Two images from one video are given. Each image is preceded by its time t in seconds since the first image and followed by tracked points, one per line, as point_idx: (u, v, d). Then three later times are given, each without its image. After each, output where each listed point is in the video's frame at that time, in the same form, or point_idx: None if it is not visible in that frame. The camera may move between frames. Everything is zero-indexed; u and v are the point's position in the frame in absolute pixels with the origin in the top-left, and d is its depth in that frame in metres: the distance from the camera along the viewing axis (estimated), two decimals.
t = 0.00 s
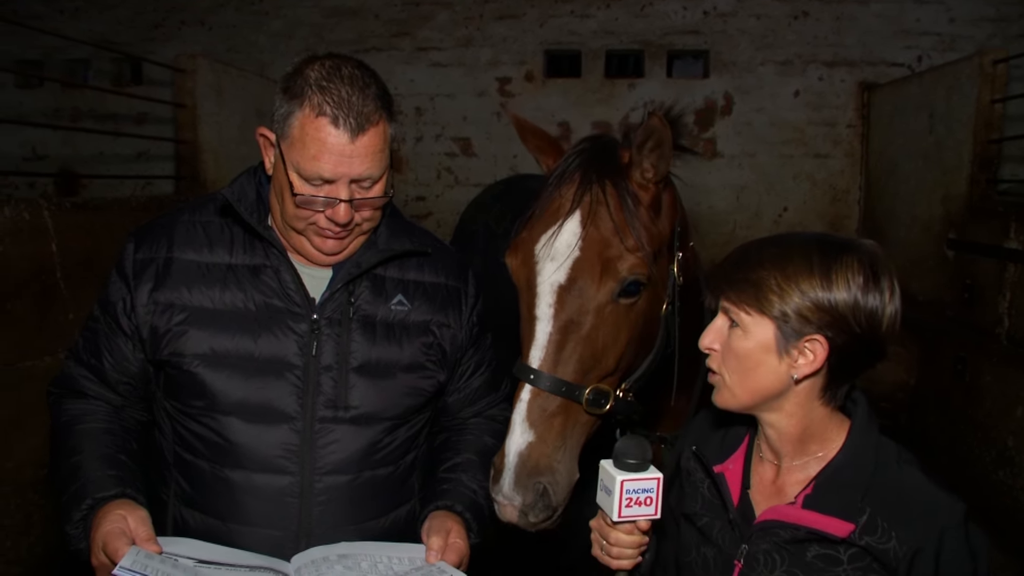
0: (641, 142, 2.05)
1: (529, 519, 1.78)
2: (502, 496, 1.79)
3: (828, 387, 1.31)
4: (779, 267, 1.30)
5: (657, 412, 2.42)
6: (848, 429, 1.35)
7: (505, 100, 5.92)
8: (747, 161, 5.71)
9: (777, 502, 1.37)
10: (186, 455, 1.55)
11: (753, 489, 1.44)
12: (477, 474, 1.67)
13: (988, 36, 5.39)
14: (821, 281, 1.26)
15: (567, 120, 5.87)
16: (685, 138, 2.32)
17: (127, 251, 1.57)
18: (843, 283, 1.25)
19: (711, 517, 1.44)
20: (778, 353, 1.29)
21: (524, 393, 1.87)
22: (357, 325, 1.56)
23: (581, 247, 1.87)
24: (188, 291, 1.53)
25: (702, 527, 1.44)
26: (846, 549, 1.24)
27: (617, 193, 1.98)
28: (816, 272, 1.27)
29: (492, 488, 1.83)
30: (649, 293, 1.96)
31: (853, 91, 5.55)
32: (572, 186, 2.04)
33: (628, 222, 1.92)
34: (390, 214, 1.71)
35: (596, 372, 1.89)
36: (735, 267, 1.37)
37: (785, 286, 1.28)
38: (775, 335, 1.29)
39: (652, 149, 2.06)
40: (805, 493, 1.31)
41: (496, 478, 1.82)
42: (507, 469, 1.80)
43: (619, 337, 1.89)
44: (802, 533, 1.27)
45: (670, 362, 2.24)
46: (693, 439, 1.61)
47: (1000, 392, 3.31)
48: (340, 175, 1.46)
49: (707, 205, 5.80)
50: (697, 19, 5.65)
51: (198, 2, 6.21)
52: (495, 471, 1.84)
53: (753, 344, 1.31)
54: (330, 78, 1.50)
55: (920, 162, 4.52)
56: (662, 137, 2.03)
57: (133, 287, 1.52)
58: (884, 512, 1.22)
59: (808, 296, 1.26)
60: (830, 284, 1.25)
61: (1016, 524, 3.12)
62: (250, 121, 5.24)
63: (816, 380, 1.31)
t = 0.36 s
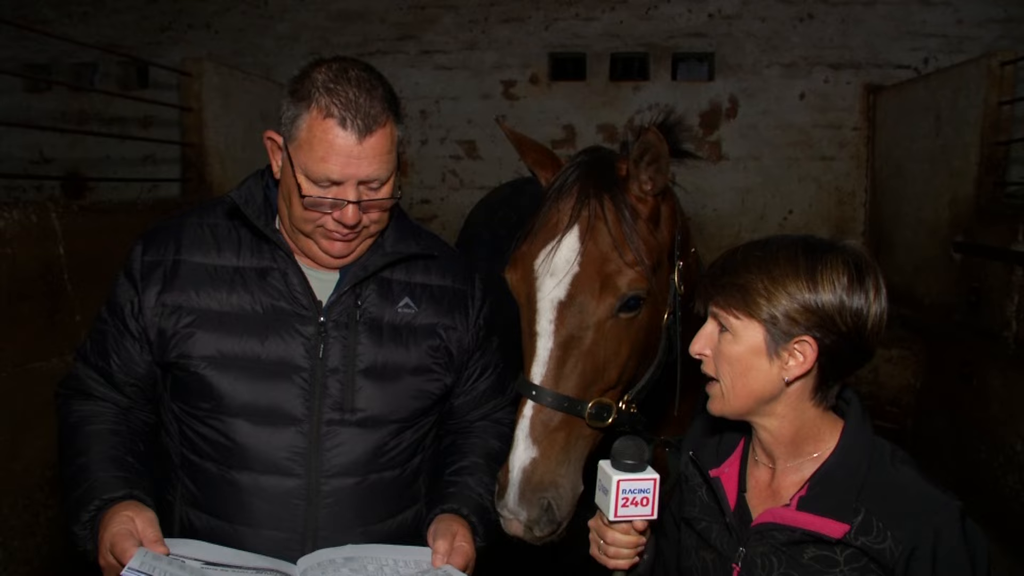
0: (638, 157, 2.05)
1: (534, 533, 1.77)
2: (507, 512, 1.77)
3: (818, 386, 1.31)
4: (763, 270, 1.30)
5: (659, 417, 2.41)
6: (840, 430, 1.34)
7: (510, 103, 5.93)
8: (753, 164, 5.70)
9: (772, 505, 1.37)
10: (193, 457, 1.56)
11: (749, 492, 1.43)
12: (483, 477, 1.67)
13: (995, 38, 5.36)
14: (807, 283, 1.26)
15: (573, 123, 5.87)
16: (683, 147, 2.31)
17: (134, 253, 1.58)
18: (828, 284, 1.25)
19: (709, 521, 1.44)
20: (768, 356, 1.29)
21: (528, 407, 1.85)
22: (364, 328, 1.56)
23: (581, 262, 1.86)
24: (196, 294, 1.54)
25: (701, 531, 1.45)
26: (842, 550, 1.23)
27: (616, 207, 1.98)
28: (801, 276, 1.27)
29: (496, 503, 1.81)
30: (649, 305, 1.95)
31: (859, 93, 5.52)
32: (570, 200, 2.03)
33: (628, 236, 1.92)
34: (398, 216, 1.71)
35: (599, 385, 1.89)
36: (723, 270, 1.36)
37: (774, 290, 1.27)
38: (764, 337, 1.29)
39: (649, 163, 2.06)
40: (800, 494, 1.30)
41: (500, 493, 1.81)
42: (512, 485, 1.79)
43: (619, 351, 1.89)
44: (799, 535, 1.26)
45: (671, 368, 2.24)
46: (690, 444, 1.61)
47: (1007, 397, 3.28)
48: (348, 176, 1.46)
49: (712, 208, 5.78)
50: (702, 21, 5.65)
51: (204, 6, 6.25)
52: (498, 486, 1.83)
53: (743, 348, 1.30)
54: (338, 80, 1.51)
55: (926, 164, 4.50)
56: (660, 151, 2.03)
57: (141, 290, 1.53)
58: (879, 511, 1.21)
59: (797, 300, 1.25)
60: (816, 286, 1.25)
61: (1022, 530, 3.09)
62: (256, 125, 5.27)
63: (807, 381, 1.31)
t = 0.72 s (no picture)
0: (651, 171, 2.06)
1: (557, 545, 1.84)
2: (531, 524, 1.84)
3: (828, 389, 1.32)
4: (780, 268, 1.30)
5: (667, 421, 2.40)
6: (850, 432, 1.34)
7: (519, 106, 5.94)
8: (762, 167, 5.69)
9: (783, 506, 1.37)
10: (205, 459, 1.56)
11: (760, 494, 1.42)
12: (495, 481, 1.66)
13: (1007, 40, 5.34)
14: (822, 286, 1.26)
15: (582, 126, 5.87)
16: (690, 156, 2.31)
17: (147, 255, 1.59)
18: (843, 289, 1.25)
19: (719, 522, 1.43)
20: (780, 356, 1.29)
21: (546, 423, 1.87)
22: (376, 330, 1.56)
23: (595, 277, 1.86)
24: (208, 296, 1.54)
25: (710, 533, 1.43)
26: (854, 550, 1.23)
27: (627, 220, 1.98)
28: (818, 277, 1.27)
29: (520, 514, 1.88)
30: (662, 317, 1.96)
31: (869, 96, 5.51)
32: (580, 213, 2.03)
33: (640, 248, 1.92)
34: (410, 219, 1.71)
35: (616, 397, 1.91)
36: (738, 269, 1.36)
37: (787, 290, 1.28)
38: (777, 337, 1.29)
39: (662, 177, 2.08)
40: (811, 494, 1.29)
41: (523, 505, 1.87)
42: (535, 499, 1.83)
43: (634, 363, 1.90)
44: (810, 535, 1.26)
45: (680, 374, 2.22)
46: (698, 445, 1.57)
47: (1020, 400, 3.26)
48: (363, 175, 1.46)
49: (721, 210, 5.77)
50: (712, 24, 5.64)
51: (216, 10, 6.27)
52: (521, 498, 1.89)
53: (756, 346, 1.31)
54: (350, 79, 1.52)
55: (938, 167, 4.48)
56: (672, 167, 2.04)
57: (153, 292, 1.54)
58: (891, 511, 1.21)
59: (811, 301, 1.26)
60: (831, 289, 1.26)
61: None
62: (266, 128, 5.28)
63: (817, 382, 1.31)
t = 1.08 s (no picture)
0: (663, 161, 2.04)
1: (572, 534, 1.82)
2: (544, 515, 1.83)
3: (861, 393, 1.40)
4: (823, 270, 1.38)
5: (675, 422, 2.35)
6: (878, 438, 1.42)
7: (528, 111, 5.94)
8: (772, 171, 5.68)
9: (813, 510, 1.42)
10: (214, 464, 1.56)
11: (789, 499, 1.46)
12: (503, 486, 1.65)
13: (1016, 45, 5.33)
14: (864, 290, 1.34)
15: (591, 131, 5.87)
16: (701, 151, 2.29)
17: (158, 260, 1.59)
18: (883, 295, 1.33)
19: (744, 529, 1.47)
20: (816, 357, 1.37)
21: (561, 413, 1.89)
22: (385, 334, 1.57)
23: (608, 267, 1.86)
24: (219, 300, 1.54)
25: (734, 539, 1.47)
26: (887, 553, 1.29)
27: (640, 209, 1.97)
28: (859, 282, 1.35)
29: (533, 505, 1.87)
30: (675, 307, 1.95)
31: (878, 101, 5.51)
32: (593, 205, 2.01)
33: (653, 237, 1.92)
34: (420, 224, 1.71)
35: (628, 388, 1.91)
36: (777, 270, 1.44)
37: (829, 292, 1.36)
38: (814, 338, 1.37)
39: (673, 168, 2.06)
40: (844, 498, 1.36)
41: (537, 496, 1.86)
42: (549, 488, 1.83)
43: (647, 355, 1.89)
44: (844, 538, 1.31)
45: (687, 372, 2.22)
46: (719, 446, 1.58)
47: None
48: (374, 166, 1.47)
49: (731, 215, 5.75)
50: (721, 29, 5.64)
51: (225, 16, 6.30)
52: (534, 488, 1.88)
53: (792, 346, 1.38)
54: (357, 74, 1.54)
55: (948, 172, 4.46)
56: (685, 156, 2.02)
57: (164, 296, 1.54)
58: (924, 515, 1.27)
59: (852, 304, 1.34)
60: (871, 294, 1.34)
61: None
62: (276, 133, 5.30)
63: (851, 387, 1.39)
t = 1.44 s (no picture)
0: (672, 160, 2.06)
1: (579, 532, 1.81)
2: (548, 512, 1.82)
3: (877, 399, 1.41)
4: (847, 276, 1.40)
5: (683, 426, 2.34)
6: (892, 442, 1.44)
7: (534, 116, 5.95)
8: (779, 176, 5.66)
9: (829, 513, 1.43)
10: (220, 468, 1.56)
11: (804, 503, 1.47)
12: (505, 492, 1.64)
13: None
14: (887, 297, 1.35)
15: (598, 137, 5.88)
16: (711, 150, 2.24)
17: (166, 266, 1.60)
18: (906, 303, 1.34)
19: (758, 533, 1.47)
20: (835, 362, 1.39)
21: (565, 410, 1.88)
22: (391, 340, 1.57)
23: (617, 265, 1.85)
24: (226, 305, 1.55)
25: (748, 543, 1.47)
26: (905, 555, 1.30)
27: (650, 208, 1.96)
28: (882, 289, 1.36)
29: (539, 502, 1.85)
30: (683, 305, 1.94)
31: (886, 105, 5.49)
32: (604, 203, 2.01)
33: (663, 235, 1.91)
34: (425, 230, 1.71)
35: (635, 386, 1.89)
36: (800, 273, 1.46)
37: (852, 297, 1.37)
38: (834, 343, 1.39)
39: (683, 166, 2.06)
40: (861, 501, 1.37)
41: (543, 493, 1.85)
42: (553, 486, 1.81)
43: (654, 353, 1.88)
44: (862, 541, 1.32)
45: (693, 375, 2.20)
46: (732, 450, 1.59)
47: None
48: (399, 162, 1.48)
49: (738, 221, 5.74)
50: (729, 34, 5.64)
51: (233, 23, 6.34)
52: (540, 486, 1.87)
53: (811, 350, 1.40)
54: (373, 75, 1.55)
55: (956, 177, 4.45)
56: (694, 155, 2.03)
57: (172, 301, 1.55)
58: (941, 517, 1.29)
59: (873, 309, 1.35)
60: (893, 301, 1.35)
61: None
62: (284, 138, 5.32)
63: (868, 392, 1.41)
